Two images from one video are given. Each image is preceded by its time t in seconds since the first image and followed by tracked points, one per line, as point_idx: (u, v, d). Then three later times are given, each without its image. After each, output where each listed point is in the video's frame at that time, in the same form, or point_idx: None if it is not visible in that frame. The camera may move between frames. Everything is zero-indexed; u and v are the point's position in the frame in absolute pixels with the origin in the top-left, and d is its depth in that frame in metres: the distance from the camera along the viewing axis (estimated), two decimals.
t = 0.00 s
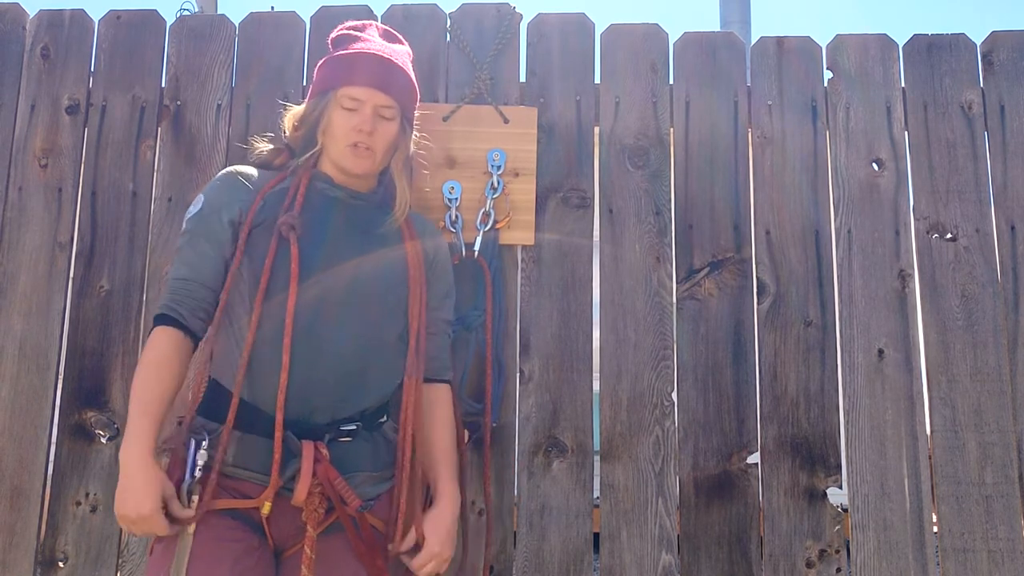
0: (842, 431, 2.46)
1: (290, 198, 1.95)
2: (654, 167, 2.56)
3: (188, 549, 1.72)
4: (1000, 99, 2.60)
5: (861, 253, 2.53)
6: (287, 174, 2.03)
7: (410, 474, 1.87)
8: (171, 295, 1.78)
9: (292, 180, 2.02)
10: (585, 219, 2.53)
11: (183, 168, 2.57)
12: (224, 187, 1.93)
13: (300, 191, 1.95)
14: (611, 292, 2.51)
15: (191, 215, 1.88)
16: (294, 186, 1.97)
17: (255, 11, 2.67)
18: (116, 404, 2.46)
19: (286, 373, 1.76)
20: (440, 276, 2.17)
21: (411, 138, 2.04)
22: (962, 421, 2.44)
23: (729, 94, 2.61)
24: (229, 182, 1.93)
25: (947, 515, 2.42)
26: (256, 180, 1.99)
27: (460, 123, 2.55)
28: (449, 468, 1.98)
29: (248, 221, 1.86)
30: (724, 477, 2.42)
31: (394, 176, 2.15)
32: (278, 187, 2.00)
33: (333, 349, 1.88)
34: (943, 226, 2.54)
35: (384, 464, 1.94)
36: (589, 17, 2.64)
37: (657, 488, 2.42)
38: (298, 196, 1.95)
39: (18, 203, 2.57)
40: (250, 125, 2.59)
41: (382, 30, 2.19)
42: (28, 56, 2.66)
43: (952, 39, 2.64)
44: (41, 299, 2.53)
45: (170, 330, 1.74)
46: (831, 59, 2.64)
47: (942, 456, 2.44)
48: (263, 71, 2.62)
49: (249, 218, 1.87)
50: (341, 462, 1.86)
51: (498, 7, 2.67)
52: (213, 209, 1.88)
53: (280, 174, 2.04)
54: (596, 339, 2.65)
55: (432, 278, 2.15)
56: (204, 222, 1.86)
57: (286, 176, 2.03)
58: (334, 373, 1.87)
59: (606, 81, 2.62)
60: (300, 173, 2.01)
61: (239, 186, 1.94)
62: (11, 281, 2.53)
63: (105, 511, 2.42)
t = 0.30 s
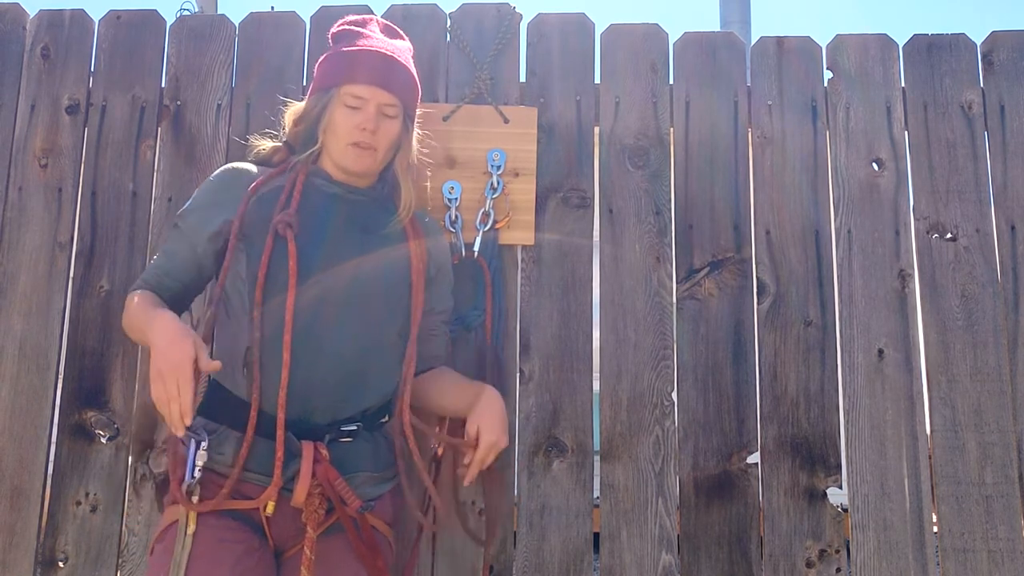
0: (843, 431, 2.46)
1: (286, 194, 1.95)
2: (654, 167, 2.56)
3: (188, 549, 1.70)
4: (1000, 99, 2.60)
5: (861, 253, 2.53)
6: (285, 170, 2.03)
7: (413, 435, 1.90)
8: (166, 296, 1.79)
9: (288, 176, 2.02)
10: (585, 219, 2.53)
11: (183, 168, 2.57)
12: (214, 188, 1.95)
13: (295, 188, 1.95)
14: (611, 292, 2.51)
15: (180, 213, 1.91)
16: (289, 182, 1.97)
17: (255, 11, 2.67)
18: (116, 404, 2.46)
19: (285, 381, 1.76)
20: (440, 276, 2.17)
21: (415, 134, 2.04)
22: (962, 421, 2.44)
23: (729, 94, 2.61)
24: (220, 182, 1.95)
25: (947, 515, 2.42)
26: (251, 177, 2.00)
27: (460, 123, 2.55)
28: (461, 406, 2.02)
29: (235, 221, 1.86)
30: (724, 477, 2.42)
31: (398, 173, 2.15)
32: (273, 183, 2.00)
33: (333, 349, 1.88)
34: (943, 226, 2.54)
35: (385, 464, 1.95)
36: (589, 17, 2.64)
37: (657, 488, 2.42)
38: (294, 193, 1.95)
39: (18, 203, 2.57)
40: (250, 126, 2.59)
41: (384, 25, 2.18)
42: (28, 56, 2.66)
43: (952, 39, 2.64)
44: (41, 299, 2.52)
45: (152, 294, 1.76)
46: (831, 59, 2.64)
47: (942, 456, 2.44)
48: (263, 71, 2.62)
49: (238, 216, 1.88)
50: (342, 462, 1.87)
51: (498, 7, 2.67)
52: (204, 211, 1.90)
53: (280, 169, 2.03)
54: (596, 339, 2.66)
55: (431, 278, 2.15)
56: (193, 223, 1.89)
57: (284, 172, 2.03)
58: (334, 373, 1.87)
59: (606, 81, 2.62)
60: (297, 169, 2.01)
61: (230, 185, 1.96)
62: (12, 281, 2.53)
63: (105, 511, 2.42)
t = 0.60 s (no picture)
0: (843, 431, 2.46)
1: (286, 194, 1.94)
2: (654, 167, 2.56)
3: (187, 549, 1.70)
4: (1000, 99, 2.60)
5: (861, 253, 2.53)
6: (285, 169, 2.03)
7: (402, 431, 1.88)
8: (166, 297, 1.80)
9: (288, 175, 2.01)
10: (585, 219, 2.53)
11: (183, 168, 2.57)
12: (215, 191, 1.95)
13: (297, 189, 1.95)
14: (611, 293, 2.51)
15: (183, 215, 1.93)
16: (290, 182, 1.96)
17: (256, 11, 2.67)
18: (117, 404, 2.46)
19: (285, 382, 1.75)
20: (440, 277, 2.17)
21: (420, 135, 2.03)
22: (962, 421, 2.44)
23: (729, 94, 2.61)
24: (221, 185, 1.96)
25: (947, 515, 2.42)
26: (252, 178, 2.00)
27: (460, 124, 2.55)
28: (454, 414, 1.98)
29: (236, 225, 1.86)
30: (724, 477, 2.42)
31: (398, 174, 2.16)
32: (273, 183, 2.00)
33: (333, 350, 1.88)
34: (943, 226, 2.54)
35: (385, 465, 1.95)
36: (589, 17, 2.64)
37: (657, 488, 2.42)
38: (294, 193, 1.95)
39: (18, 203, 2.58)
40: (250, 126, 2.59)
41: (385, 24, 2.17)
42: (28, 56, 2.66)
43: (952, 39, 2.64)
44: (41, 299, 2.53)
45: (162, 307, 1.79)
46: (832, 59, 2.64)
47: (943, 456, 2.44)
48: (264, 71, 2.62)
49: (239, 216, 1.88)
50: (341, 462, 1.86)
51: (498, 7, 2.67)
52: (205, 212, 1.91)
53: (280, 168, 2.03)
54: (596, 339, 2.66)
55: (432, 278, 2.15)
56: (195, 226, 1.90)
57: (284, 171, 2.03)
58: (334, 374, 1.87)
59: (606, 81, 2.62)
60: (297, 168, 2.01)
61: (231, 187, 1.96)
62: (12, 281, 2.53)
63: (105, 512, 2.42)
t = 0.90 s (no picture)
0: (843, 431, 2.46)
1: (287, 195, 1.94)
2: (654, 167, 2.56)
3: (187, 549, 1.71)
4: (1000, 99, 2.60)
5: (862, 253, 2.53)
6: (286, 170, 2.03)
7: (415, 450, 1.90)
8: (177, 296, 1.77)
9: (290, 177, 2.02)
10: (586, 219, 2.53)
11: (183, 168, 2.57)
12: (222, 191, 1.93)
13: (296, 191, 1.94)
14: (611, 293, 2.51)
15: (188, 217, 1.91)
16: (291, 183, 1.96)
17: (256, 12, 2.67)
18: (117, 404, 2.46)
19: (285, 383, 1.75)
20: (440, 277, 2.17)
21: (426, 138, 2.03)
22: (962, 421, 2.44)
23: (729, 95, 2.61)
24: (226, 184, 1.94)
25: (947, 515, 2.42)
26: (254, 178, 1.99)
27: (460, 124, 2.55)
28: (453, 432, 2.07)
29: (240, 227, 1.85)
30: (724, 478, 2.42)
31: (397, 175, 2.15)
32: (274, 185, 2.00)
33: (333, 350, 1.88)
34: (943, 227, 2.53)
35: (386, 465, 1.93)
36: (589, 17, 2.64)
37: (657, 488, 2.42)
38: (295, 193, 1.95)
39: (18, 203, 2.57)
40: (251, 126, 2.59)
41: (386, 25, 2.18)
42: (28, 56, 2.66)
43: (952, 39, 2.64)
44: (41, 300, 2.53)
45: (189, 330, 1.75)
46: (832, 59, 2.64)
47: (943, 456, 2.44)
48: (264, 72, 2.62)
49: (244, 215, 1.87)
50: (341, 463, 1.85)
51: (498, 7, 2.67)
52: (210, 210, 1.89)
53: (280, 170, 2.04)
54: (596, 339, 2.65)
55: (432, 278, 2.15)
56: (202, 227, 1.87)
57: (284, 173, 2.04)
58: (334, 374, 1.87)
59: (606, 81, 2.62)
60: (297, 169, 2.01)
61: (234, 186, 1.95)
62: (12, 281, 2.53)
63: (105, 511, 2.42)
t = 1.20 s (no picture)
0: (843, 431, 2.46)
1: (294, 190, 1.94)
2: (654, 167, 2.56)
3: (183, 548, 1.70)
4: (1000, 99, 2.60)
5: (861, 253, 2.53)
6: (292, 163, 2.02)
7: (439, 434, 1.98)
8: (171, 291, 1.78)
9: (297, 170, 2.01)
10: (586, 219, 2.53)
11: (183, 168, 2.57)
12: (223, 181, 1.93)
13: (303, 188, 1.93)
14: (610, 293, 2.51)
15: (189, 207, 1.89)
16: (297, 180, 1.96)
17: (256, 12, 2.67)
18: (117, 404, 2.46)
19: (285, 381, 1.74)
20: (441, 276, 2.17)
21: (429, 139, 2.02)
22: (962, 421, 2.44)
23: (729, 95, 2.61)
24: (229, 176, 1.93)
25: (947, 515, 2.42)
26: (258, 167, 1.98)
27: (459, 124, 2.54)
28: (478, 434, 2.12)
29: (244, 221, 1.84)
30: (724, 477, 2.42)
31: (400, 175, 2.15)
32: (282, 177, 1.99)
33: (333, 349, 1.88)
34: (943, 227, 2.54)
35: (382, 464, 1.95)
36: (589, 17, 2.64)
37: (657, 488, 2.42)
38: (302, 189, 1.94)
39: (18, 203, 2.57)
40: (250, 125, 2.60)
41: (411, 25, 2.07)
42: (28, 56, 2.66)
43: (952, 39, 2.64)
44: (41, 300, 2.53)
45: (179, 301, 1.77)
46: (831, 59, 2.64)
47: (943, 456, 2.44)
48: (264, 71, 2.62)
49: (245, 210, 1.86)
50: (338, 462, 1.87)
51: (498, 7, 2.67)
52: (210, 203, 1.88)
53: (287, 162, 2.02)
54: (596, 339, 2.65)
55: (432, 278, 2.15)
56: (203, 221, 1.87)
57: (292, 164, 2.02)
58: (334, 374, 1.87)
59: (606, 81, 2.62)
60: (304, 164, 2.00)
61: (238, 177, 1.94)
62: (12, 281, 2.53)
63: (105, 511, 2.42)
